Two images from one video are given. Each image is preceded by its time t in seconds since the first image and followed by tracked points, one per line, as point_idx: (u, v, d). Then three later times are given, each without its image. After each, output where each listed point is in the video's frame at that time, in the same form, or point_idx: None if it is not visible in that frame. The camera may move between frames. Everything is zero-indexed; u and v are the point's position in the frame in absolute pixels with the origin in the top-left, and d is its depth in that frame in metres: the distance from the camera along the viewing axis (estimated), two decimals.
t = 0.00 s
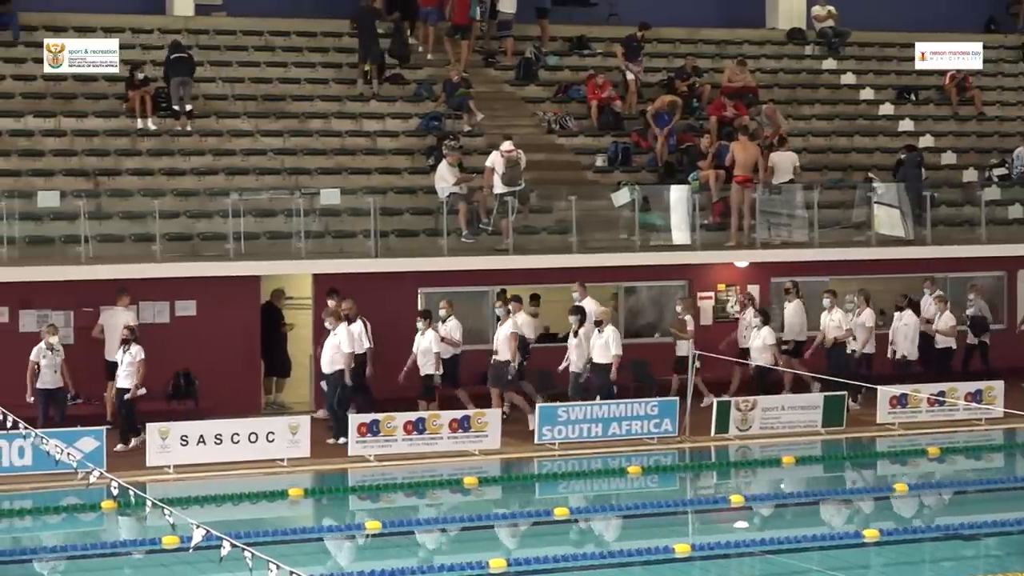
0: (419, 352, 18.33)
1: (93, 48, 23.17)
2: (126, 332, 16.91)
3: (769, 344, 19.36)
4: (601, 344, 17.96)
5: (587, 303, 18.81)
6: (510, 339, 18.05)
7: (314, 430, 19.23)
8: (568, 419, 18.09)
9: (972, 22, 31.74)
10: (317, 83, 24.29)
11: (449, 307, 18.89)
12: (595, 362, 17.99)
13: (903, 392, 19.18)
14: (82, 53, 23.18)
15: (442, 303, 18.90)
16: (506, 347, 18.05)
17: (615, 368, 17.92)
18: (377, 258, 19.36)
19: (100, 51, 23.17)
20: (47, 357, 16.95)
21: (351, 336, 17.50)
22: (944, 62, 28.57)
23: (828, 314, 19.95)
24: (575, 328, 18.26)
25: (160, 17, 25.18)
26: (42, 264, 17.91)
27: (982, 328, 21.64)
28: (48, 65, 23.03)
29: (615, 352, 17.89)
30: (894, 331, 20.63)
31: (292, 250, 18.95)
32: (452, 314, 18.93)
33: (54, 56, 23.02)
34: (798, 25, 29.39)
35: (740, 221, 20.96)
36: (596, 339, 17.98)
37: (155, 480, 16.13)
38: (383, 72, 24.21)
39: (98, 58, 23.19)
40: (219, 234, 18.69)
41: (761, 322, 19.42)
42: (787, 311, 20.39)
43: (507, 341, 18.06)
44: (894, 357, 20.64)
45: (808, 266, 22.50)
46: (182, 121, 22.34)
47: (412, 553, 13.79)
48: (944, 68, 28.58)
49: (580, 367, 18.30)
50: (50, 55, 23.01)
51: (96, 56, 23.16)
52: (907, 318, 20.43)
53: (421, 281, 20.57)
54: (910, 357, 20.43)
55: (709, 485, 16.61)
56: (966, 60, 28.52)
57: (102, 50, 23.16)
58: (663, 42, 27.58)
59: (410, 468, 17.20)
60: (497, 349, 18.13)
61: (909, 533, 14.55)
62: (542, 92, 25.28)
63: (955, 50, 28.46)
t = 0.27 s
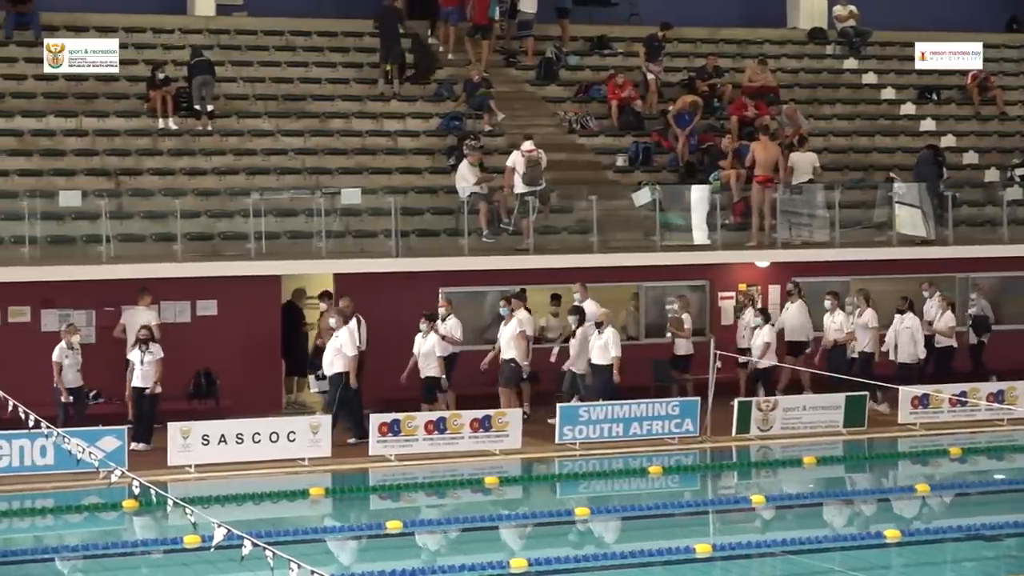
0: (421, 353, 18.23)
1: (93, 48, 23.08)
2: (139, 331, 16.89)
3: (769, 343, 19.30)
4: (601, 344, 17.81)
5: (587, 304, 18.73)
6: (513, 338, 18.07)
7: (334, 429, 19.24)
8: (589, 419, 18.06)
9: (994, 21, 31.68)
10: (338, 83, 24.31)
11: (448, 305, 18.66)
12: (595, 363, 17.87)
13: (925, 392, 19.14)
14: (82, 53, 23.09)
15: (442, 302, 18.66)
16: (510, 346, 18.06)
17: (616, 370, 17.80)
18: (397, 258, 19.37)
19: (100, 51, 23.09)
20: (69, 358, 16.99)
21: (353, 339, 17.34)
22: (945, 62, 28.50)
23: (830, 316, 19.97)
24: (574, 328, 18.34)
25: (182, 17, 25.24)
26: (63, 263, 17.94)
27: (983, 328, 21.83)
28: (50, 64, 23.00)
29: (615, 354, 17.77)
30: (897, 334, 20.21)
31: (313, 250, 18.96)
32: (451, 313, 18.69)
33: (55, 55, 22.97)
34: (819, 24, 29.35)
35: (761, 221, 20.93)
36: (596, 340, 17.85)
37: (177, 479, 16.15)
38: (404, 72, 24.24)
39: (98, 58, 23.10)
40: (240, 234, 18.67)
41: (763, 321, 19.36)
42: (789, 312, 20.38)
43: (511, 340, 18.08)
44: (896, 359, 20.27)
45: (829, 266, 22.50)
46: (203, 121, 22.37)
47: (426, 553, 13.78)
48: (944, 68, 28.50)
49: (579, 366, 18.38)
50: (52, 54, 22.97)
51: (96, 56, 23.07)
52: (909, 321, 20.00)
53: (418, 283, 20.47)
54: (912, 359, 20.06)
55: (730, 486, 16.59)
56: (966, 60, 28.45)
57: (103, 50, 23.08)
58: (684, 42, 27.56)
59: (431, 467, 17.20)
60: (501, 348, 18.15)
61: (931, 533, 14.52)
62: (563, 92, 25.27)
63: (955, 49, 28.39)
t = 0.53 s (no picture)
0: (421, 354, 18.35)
1: (90, 48, 23.09)
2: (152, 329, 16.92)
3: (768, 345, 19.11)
4: (601, 343, 18.13)
5: (587, 306, 18.85)
6: (517, 339, 18.03)
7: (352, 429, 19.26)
8: (606, 418, 18.08)
9: (1013, 21, 31.65)
10: (356, 82, 24.32)
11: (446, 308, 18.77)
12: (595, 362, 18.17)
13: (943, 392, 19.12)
14: (80, 53, 23.09)
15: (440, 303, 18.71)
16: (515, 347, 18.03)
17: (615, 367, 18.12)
18: (415, 258, 19.37)
19: (97, 51, 23.09)
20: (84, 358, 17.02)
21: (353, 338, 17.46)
22: (944, 62, 28.35)
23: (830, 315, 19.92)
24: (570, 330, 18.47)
25: (200, 17, 25.27)
26: (82, 262, 17.96)
27: (983, 331, 21.58)
28: (48, 65, 22.98)
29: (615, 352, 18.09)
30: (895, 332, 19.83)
31: (330, 249, 18.97)
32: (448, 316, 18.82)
33: (54, 55, 22.97)
34: (837, 24, 29.33)
35: (778, 220, 20.91)
36: (597, 339, 18.16)
37: (195, 478, 16.18)
38: (422, 72, 24.25)
39: (95, 58, 23.09)
40: (258, 233, 18.73)
41: (760, 323, 19.25)
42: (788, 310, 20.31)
43: (516, 341, 18.04)
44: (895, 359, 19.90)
45: (847, 266, 22.49)
46: (221, 121, 22.38)
47: (427, 553, 13.76)
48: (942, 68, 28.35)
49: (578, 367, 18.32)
50: (51, 54, 22.97)
51: (93, 56, 23.05)
52: (908, 320, 19.60)
53: (403, 288, 20.35)
54: (910, 360, 19.70)
55: (748, 485, 16.57)
56: (966, 60, 28.36)
57: (99, 50, 23.10)
58: (702, 41, 27.54)
59: (448, 467, 17.21)
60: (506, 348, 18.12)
61: (949, 533, 14.50)
62: (581, 92, 25.27)
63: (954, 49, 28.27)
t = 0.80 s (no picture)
0: (412, 354, 18.31)
1: (94, 48, 23.09)
2: (172, 327, 16.94)
3: (763, 342, 18.82)
4: (596, 343, 17.87)
5: (584, 303, 18.44)
6: (513, 341, 17.79)
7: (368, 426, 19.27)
8: (622, 416, 18.08)
9: None
10: (371, 81, 24.32)
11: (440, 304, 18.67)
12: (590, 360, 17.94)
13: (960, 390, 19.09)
14: (83, 53, 23.09)
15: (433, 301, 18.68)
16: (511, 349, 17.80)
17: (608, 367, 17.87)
18: (430, 256, 19.36)
19: (101, 50, 23.09)
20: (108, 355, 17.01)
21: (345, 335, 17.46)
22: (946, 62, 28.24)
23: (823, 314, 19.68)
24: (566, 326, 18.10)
25: (216, 15, 25.29)
26: (98, 259, 17.96)
27: (980, 329, 21.10)
28: (51, 65, 22.95)
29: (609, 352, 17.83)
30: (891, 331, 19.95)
31: (346, 247, 18.97)
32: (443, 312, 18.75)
33: (56, 55, 22.96)
34: (854, 22, 29.30)
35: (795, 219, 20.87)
36: (591, 338, 17.91)
37: (211, 475, 16.19)
38: (438, 70, 24.26)
39: (99, 58, 23.09)
40: (273, 231, 18.73)
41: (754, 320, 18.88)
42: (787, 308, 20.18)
43: (512, 343, 17.79)
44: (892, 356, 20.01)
45: (864, 264, 22.46)
46: (237, 119, 22.38)
47: (420, 552, 13.71)
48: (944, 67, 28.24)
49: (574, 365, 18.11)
50: (53, 54, 22.96)
51: (97, 56, 23.06)
52: (904, 320, 19.72)
53: (381, 296, 20.20)
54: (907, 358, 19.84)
55: (764, 484, 16.54)
56: (968, 60, 28.28)
57: (103, 50, 23.09)
58: (718, 39, 27.51)
59: (463, 465, 17.22)
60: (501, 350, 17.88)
61: (965, 532, 14.48)
62: (596, 90, 25.27)
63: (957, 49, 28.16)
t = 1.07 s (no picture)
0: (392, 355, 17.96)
1: (93, 48, 23.01)
2: (183, 326, 16.97)
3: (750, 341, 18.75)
4: (585, 341, 17.65)
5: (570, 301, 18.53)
6: (501, 338, 17.77)
7: (376, 425, 19.29)
8: (630, 414, 18.07)
9: None
10: (380, 79, 24.32)
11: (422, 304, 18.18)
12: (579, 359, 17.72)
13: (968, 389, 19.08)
14: (82, 53, 23.00)
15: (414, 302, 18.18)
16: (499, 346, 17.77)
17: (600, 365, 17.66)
18: (438, 253, 19.35)
19: (100, 51, 23.01)
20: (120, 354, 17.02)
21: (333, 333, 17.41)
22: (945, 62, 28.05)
23: (810, 312, 19.59)
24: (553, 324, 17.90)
25: (224, 13, 25.28)
26: (107, 257, 17.99)
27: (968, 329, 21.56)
28: (51, 65, 22.90)
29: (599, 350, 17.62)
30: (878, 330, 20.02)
31: (354, 245, 18.97)
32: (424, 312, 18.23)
33: (56, 55, 22.88)
34: (862, 20, 29.29)
35: (803, 217, 20.87)
36: (580, 337, 17.68)
37: (218, 473, 16.20)
38: (446, 69, 24.28)
39: (97, 58, 23.01)
40: (282, 230, 18.70)
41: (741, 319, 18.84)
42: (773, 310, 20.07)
43: (500, 340, 17.78)
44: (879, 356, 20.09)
45: (873, 263, 22.45)
46: (245, 117, 22.39)
47: (402, 552, 13.57)
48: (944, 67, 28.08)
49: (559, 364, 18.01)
50: (52, 54, 22.90)
51: (96, 56, 22.97)
52: (888, 318, 19.78)
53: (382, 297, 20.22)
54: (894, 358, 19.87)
55: (772, 482, 16.54)
56: (967, 60, 28.21)
57: (103, 50, 23.01)
58: (726, 37, 27.51)
59: (471, 463, 17.23)
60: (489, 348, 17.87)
61: (972, 531, 14.46)
62: (605, 88, 25.31)
63: (956, 49, 27.99)
